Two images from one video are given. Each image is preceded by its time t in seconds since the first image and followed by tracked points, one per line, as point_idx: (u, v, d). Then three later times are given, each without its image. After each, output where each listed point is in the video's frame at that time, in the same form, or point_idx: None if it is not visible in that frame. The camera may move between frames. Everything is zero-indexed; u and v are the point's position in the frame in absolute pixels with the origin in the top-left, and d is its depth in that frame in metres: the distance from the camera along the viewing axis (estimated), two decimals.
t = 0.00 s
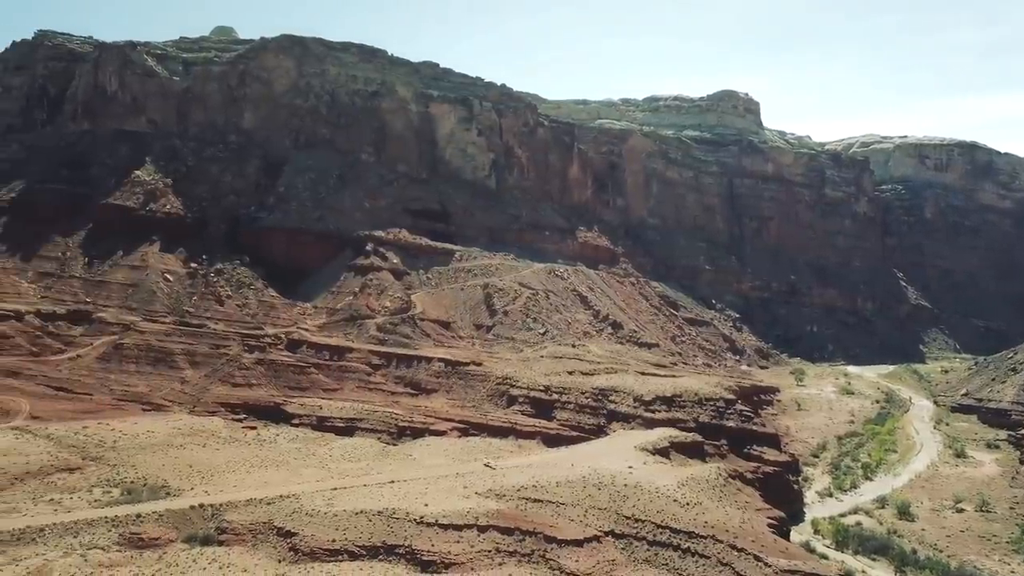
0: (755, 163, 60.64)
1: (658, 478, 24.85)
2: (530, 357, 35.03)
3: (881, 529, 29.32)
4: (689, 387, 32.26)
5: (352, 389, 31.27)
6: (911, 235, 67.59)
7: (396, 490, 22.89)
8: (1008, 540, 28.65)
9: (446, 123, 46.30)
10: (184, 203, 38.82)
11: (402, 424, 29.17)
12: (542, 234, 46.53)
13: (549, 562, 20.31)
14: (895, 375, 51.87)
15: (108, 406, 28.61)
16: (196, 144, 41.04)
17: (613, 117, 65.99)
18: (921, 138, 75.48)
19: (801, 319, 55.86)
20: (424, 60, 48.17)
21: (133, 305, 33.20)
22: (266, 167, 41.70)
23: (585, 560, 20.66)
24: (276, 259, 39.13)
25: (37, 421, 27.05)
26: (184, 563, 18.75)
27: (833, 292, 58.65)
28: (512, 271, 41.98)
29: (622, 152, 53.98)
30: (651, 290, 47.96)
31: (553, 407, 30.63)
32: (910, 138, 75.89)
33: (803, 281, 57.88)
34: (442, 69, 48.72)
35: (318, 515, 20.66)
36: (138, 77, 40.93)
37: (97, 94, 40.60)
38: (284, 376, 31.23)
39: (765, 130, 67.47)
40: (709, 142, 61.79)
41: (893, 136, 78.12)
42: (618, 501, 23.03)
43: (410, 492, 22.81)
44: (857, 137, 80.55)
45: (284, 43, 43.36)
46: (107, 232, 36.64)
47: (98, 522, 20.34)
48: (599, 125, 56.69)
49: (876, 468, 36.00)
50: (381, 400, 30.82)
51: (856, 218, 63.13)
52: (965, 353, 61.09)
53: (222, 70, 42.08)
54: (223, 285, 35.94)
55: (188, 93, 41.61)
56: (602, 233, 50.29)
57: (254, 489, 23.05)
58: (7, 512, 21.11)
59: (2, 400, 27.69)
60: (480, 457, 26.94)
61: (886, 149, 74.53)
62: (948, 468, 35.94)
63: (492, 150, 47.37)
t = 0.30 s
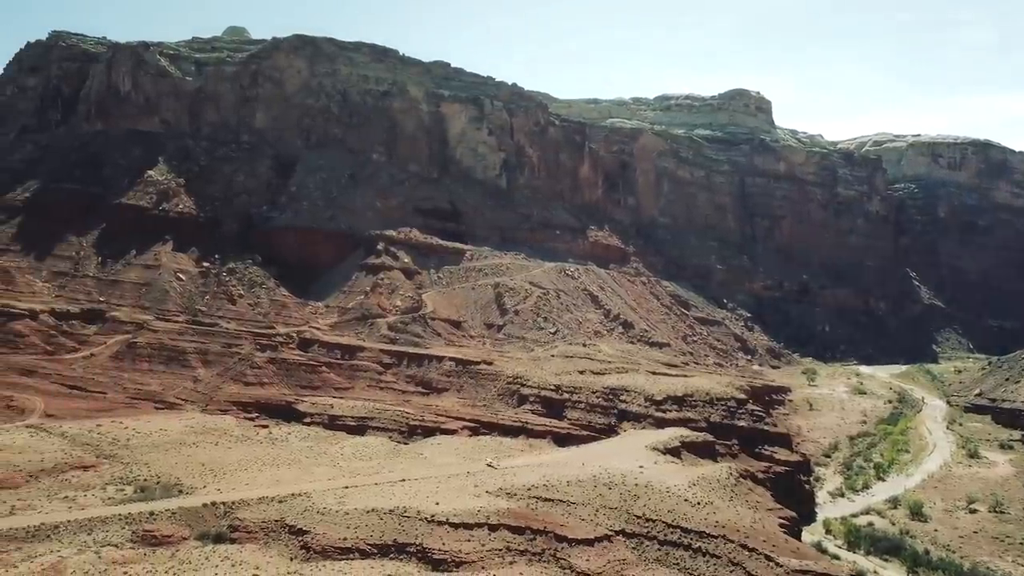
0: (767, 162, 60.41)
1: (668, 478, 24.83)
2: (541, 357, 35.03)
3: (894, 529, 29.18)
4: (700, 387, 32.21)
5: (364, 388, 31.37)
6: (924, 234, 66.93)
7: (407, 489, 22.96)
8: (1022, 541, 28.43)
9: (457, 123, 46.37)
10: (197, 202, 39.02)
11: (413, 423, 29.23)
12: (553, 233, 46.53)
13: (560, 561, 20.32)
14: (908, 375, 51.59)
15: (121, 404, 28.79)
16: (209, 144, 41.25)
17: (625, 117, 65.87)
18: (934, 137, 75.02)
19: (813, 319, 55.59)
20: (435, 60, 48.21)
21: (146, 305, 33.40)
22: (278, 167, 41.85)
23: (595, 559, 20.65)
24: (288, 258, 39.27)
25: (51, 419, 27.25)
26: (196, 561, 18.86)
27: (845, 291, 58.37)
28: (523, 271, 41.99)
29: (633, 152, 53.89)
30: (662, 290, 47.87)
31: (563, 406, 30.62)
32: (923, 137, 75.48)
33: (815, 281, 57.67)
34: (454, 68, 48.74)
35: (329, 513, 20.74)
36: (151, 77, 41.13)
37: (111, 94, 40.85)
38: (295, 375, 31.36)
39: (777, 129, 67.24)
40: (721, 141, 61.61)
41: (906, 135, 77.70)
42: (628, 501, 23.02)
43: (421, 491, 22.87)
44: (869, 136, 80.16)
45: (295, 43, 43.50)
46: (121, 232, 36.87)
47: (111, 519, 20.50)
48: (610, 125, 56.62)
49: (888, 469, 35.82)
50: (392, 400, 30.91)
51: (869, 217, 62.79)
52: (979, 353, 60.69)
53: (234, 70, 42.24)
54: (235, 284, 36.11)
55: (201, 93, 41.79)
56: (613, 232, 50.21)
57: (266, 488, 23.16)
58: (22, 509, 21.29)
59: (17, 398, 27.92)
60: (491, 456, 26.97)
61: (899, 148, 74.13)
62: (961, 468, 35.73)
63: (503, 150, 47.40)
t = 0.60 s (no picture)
0: (778, 162, 60.21)
1: (679, 479, 24.80)
2: (551, 358, 35.02)
3: (906, 531, 29.03)
4: (711, 388, 32.14)
5: (375, 388, 31.46)
6: (936, 235, 66.48)
7: (418, 489, 23.01)
8: None
9: (468, 123, 46.45)
10: (209, 203, 39.22)
11: (423, 424, 29.27)
12: (564, 234, 46.53)
13: (570, 562, 20.31)
14: (920, 376, 51.31)
15: (134, 404, 28.97)
16: (221, 146, 41.46)
17: (635, 117, 65.79)
18: (947, 137, 74.63)
19: (825, 320, 55.33)
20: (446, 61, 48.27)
21: (159, 305, 33.60)
22: (290, 167, 42.02)
23: (606, 560, 20.63)
24: (299, 259, 39.42)
25: (65, 419, 27.44)
26: (208, 560, 18.96)
27: (857, 292, 58.08)
28: (533, 271, 42.01)
29: (644, 152, 53.80)
30: (673, 291, 47.78)
31: (574, 407, 30.62)
32: (936, 137, 75.09)
33: (827, 282, 57.46)
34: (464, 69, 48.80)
35: (340, 514, 20.81)
36: (163, 79, 41.35)
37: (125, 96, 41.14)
38: (307, 375, 31.48)
39: (788, 129, 67.00)
40: (732, 141, 61.45)
41: (919, 135, 77.22)
42: (639, 502, 22.99)
43: (432, 491, 22.92)
44: (882, 136, 79.78)
45: (307, 45, 43.64)
46: (134, 233, 37.09)
47: (124, 518, 20.64)
48: (621, 125, 56.54)
49: (900, 471, 35.63)
50: (403, 400, 30.97)
51: (882, 217, 62.44)
52: (992, 354, 60.32)
53: (246, 72, 42.44)
54: (247, 285, 36.27)
55: (213, 94, 42.00)
56: (624, 233, 50.13)
57: (277, 488, 23.26)
58: (36, 508, 21.45)
59: (31, 399, 28.15)
60: (502, 457, 26.99)
61: (911, 148, 73.74)
62: (974, 471, 35.51)
63: (514, 151, 47.44)
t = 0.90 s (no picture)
0: (790, 162, 59.99)
1: (690, 480, 24.75)
2: (561, 358, 35.03)
3: (918, 533, 28.87)
4: (722, 389, 32.04)
5: (386, 388, 31.53)
6: (949, 235, 66.00)
7: (429, 489, 23.05)
8: None
9: (479, 124, 46.50)
10: (221, 204, 39.38)
11: (433, 424, 29.29)
12: (574, 234, 46.49)
13: (580, 562, 20.30)
14: (933, 377, 51.00)
15: (146, 403, 29.14)
16: (233, 146, 41.62)
17: (646, 117, 65.66)
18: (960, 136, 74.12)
19: (837, 320, 55.02)
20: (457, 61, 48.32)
21: (171, 305, 33.77)
22: (301, 168, 42.15)
23: (616, 560, 20.61)
24: (310, 259, 39.55)
25: (78, 418, 27.63)
26: (220, 559, 19.05)
27: (869, 292, 57.78)
28: (544, 272, 42.01)
29: (655, 152, 53.69)
30: (684, 291, 47.67)
31: (584, 408, 30.58)
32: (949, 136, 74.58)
33: (838, 282, 57.19)
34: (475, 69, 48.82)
35: (351, 513, 20.87)
36: (176, 80, 41.56)
37: (138, 97, 41.39)
38: (318, 375, 31.59)
39: (800, 129, 66.74)
40: (743, 141, 61.24)
41: (931, 134, 76.70)
42: (649, 503, 22.97)
43: (442, 491, 22.96)
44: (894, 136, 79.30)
45: (319, 45, 43.78)
46: (147, 233, 37.29)
47: (137, 517, 20.76)
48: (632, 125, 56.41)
49: (913, 472, 35.41)
50: (414, 400, 31.01)
51: (894, 217, 62.08)
52: (1005, 355, 59.90)
53: (258, 73, 42.62)
54: (259, 285, 36.41)
55: (225, 95, 42.19)
56: (634, 232, 50.05)
57: (289, 487, 23.35)
58: (50, 506, 21.61)
59: (45, 398, 28.39)
60: (512, 457, 26.99)
61: (924, 147, 73.27)
62: (988, 472, 35.30)
63: (524, 151, 47.47)
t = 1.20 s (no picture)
0: (801, 162, 59.75)
1: (701, 480, 24.71)
2: (572, 358, 35.02)
3: (931, 535, 28.72)
4: (733, 389, 31.93)
5: (396, 388, 31.59)
6: (962, 235, 65.59)
7: (439, 489, 23.11)
8: None
9: (489, 124, 46.52)
10: (233, 204, 39.53)
11: (444, 423, 29.31)
12: (585, 234, 46.44)
13: (590, 562, 20.28)
14: (946, 377, 50.70)
15: (158, 402, 29.29)
16: (245, 147, 41.75)
17: (656, 117, 65.55)
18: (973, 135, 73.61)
19: (850, 320, 54.70)
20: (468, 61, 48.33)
21: (183, 305, 33.94)
22: (313, 168, 42.27)
23: (627, 561, 20.59)
24: (322, 259, 39.65)
25: (91, 417, 27.80)
26: (231, 558, 19.13)
27: (881, 292, 57.51)
28: (554, 272, 42.00)
29: (665, 152, 53.60)
30: (695, 291, 47.55)
31: (595, 408, 30.52)
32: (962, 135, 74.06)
33: (850, 282, 56.93)
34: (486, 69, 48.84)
35: (362, 513, 20.93)
36: (188, 81, 41.73)
37: (150, 98, 41.61)
38: (329, 374, 31.69)
39: (812, 129, 66.46)
40: (755, 141, 61.01)
41: (945, 133, 76.20)
42: (660, 503, 22.93)
43: (453, 490, 23.00)
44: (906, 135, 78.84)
45: (330, 46, 43.87)
46: (159, 233, 37.48)
47: (149, 516, 20.88)
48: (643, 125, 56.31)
49: (925, 473, 35.20)
50: (424, 400, 31.04)
51: (907, 217, 61.75)
52: (1019, 356, 59.47)
53: (270, 74, 42.74)
54: (271, 285, 36.54)
55: (237, 96, 42.32)
56: (645, 232, 49.98)
57: (300, 486, 23.44)
58: (63, 505, 21.76)
59: (58, 397, 28.61)
60: (522, 457, 27.00)
61: (937, 147, 72.80)
62: (1001, 474, 35.11)
63: (535, 151, 47.48)
